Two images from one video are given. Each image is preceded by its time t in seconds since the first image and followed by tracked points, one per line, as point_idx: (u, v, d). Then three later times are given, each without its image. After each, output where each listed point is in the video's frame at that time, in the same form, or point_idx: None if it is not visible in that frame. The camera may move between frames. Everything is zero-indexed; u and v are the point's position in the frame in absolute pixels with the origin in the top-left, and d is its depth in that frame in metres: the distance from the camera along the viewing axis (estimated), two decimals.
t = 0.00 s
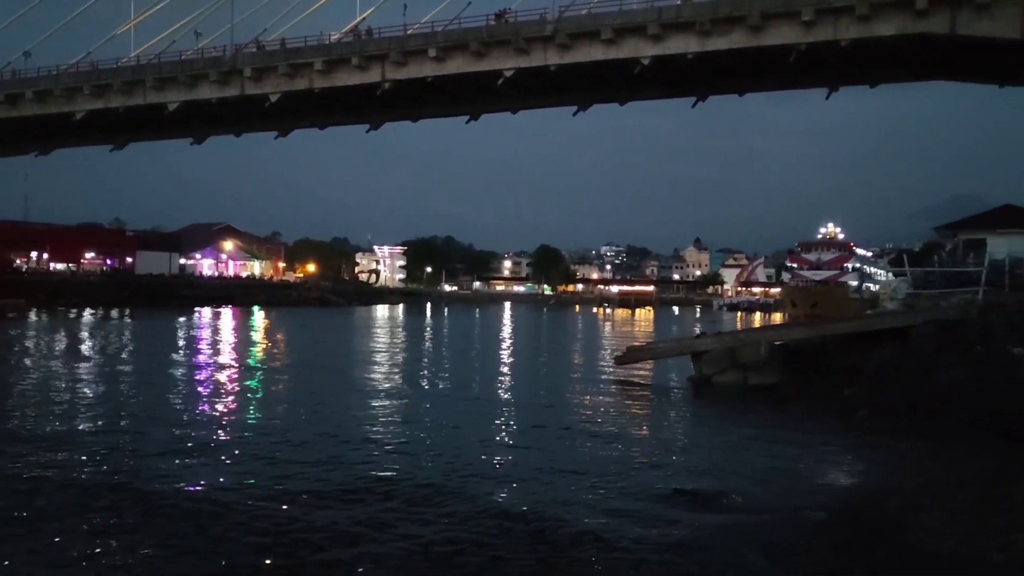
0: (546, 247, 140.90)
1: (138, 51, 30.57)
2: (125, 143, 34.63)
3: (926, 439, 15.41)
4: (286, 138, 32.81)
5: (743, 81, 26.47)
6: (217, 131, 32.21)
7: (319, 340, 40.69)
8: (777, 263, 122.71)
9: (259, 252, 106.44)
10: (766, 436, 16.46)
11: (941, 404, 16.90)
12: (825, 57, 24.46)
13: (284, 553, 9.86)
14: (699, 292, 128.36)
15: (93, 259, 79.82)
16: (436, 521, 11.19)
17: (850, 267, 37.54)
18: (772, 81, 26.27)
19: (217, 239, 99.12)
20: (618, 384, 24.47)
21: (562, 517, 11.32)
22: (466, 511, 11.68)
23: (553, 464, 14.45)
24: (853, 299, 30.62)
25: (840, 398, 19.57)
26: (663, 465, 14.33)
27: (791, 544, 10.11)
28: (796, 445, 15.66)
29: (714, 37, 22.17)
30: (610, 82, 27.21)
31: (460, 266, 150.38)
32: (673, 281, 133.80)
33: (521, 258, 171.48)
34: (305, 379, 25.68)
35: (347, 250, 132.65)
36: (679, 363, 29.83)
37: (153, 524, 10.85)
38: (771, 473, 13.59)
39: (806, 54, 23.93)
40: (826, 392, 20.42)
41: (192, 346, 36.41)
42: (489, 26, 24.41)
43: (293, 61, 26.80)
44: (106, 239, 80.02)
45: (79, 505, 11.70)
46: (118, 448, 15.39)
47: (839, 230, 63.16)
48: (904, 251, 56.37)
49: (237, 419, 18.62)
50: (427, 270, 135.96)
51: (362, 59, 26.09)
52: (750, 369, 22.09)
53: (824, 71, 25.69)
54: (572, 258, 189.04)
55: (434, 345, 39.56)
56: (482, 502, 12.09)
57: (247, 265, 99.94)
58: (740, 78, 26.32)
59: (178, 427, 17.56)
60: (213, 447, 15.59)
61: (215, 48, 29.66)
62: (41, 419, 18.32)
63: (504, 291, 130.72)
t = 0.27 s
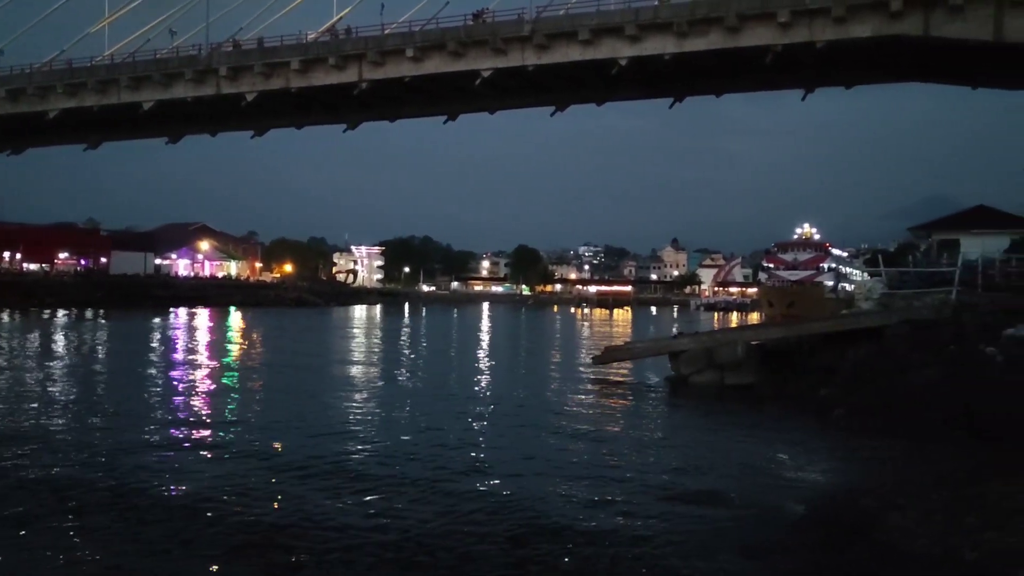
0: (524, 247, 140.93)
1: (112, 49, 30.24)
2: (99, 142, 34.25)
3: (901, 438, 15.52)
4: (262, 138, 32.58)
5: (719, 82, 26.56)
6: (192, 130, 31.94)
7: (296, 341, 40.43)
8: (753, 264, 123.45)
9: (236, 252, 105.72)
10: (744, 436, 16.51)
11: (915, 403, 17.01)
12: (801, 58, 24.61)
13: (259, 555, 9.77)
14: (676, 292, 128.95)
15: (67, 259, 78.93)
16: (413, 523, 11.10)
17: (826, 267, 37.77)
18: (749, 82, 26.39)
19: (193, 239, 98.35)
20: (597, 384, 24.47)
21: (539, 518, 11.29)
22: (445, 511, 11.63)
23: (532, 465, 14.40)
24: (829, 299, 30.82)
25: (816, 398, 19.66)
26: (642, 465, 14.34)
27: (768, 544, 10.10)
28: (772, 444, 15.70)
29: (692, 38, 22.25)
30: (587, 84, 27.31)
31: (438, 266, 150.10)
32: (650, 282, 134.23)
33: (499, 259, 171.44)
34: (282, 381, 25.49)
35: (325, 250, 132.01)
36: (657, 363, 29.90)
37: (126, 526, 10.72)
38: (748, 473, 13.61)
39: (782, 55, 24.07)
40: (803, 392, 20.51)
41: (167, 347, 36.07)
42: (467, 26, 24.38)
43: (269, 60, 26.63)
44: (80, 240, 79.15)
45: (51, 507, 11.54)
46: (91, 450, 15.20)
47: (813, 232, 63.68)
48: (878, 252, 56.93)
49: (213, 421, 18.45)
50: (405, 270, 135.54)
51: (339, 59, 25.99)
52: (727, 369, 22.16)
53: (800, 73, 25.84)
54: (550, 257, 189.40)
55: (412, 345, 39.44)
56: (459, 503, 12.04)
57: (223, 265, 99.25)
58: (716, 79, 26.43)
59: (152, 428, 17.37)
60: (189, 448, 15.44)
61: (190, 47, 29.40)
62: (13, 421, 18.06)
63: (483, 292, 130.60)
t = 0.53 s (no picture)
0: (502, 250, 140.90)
1: (85, 50, 29.94)
2: (72, 143, 33.88)
3: (874, 439, 15.62)
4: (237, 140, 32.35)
5: (695, 85, 26.68)
6: (166, 132, 31.67)
7: (273, 344, 40.17)
8: (729, 266, 124.14)
9: (211, 255, 104.96)
10: (719, 438, 16.56)
11: (888, 404, 17.13)
12: (776, 62, 24.76)
13: (231, 559, 9.67)
14: (653, 295, 129.44)
15: (39, 262, 78.02)
16: (386, 527, 10.99)
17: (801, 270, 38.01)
18: (724, 85, 26.52)
19: (168, 241, 97.53)
20: (574, 386, 24.48)
21: (514, 521, 11.26)
22: (419, 515, 11.57)
23: (509, 467, 14.38)
24: (804, 301, 31.03)
25: (791, 400, 19.75)
26: (618, 467, 14.35)
27: (742, 546, 10.08)
28: (748, 446, 15.74)
29: (667, 42, 22.36)
30: (564, 86, 27.34)
31: (415, 268, 149.78)
32: (627, 284, 134.59)
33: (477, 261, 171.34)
34: (257, 384, 25.31)
35: (301, 253, 131.33)
36: (633, 366, 29.97)
37: (96, 532, 10.59)
38: (723, 475, 13.61)
39: (757, 59, 24.22)
40: (778, 394, 20.61)
41: (141, 350, 35.73)
42: (443, 28, 24.39)
43: (244, 62, 26.48)
44: (53, 242, 78.28)
45: (19, 513, 11.38)
46: (62, 454, 15.01)
47: (788, 235, 64.09)
48: (853, 255, 57.50)
49: (187, 424, 18.29)
50: (382, 273, 135.09)
51: (315, 61, 25.88)
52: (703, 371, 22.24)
53: (775, 78, 26.01)
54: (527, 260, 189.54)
55: (388, 348, 39.34)
56: (434, 506, 11.98)
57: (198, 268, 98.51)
58: (692, 82, 26.55)
59: (124, 432, 17.20)
60: (163, 452, 15.28)
61: (165, 48, 29.17)
62: None
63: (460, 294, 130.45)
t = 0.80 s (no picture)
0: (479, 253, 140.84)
1: (59, 52, 29.66)
2: (44, 146, 33.53)
3: (848, 442, 15.77)
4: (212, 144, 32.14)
5: (671, 90, 26.82)
6: (141, 135, 31.42)
7: (248, 349, 39.89)
8: (705, 270, 124.81)
9: (186, 259, 104.11)
10: (695, 441, 16.65)
11: (862, 407, 17.29)
12: (751, 67, 24.97)
13: (207, 563, 9.62)
14: (630, 298, 129.84)
15: (11, 266, 77.06)
16: (363, 532, 10.92)
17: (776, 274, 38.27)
18: (700, 90, 26.69)
19: (142, 245, 96.66)
20: (551, 390, 24.51)
21: (491, 524, 11.27)
22: (397, 518, 11.55)
23: (486, 471, 14.38)
24: (779, 305, 31.26)
25: (767, 403, 19.86)
26: (595, 470, 14.39)
27: (719, 549, 10.10)
28: (724, 449, 15.81)
29: (644, 47, 22.61)
30: (541, 90, 27.41)
31: (392, 272, 149.38)
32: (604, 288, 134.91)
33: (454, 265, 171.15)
34: (233, 388, 25.14)
35: (277, 257, 130.60)
36: (611, 369, 30.07)
37: (71, 538, 10.49)
38: (700, 479, 13.64)
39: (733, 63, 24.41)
40: (754, 397, 20.76)
41: (114, 355, 35.36)
42: (420, 32, 24.35)
43: (220, 65, 26.40)
44: (25, 245, 77.37)
45: None
46: (34, 460, 14.84)
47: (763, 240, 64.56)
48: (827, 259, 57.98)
49: (162, 429, 18.13)
50: (359, 277, 134.60)
51: (291, 64, 25.73)
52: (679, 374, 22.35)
53: (751, 83, 26.21)
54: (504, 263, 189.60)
55: (365, 352, 39.20)
56: (411, 510, 11.96)
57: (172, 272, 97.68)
58: (668, 87, 26.69)
59: (98, 438, 17.03)
60: (138, 457, 15.15)
61: (140, 51, 29.00)
62: None
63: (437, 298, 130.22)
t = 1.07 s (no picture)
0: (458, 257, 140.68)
1: (33, 53, 29.36)
2: (18, 148, 33.15)
3: (825, 445, 15.82)
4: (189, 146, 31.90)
5: (650, 94, 26.91)
6: (116, 137, 31.17)
7: (225, 353, 39.57)
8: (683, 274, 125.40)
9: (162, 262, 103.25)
10: (673, 445, 16.64)
11: (838, 410, 17.37)
12: (728, 72, 25.10)
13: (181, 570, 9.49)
14: (608, 302, 130.23)
15: None
16: (339, 537, 10.80)
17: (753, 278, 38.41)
18: (678, 96, 26.80)
19: (118, 248, 95.78)
20: (530, 394, 24.46)
21: (468, 529, 11.20)
22: (373, 523, 11.46)
23: (464, 476, 14.30)
24: (756, 308, 31.39)
25: (744, 406, 19.90)
26: (572, 474, 14.34)
27: (698, 553, 10.06)
28: (702, 453, 15.82)
29: (622, 52, 23.89)
30: (519, 94, 27.43)
31: (371, 275, 148.90)
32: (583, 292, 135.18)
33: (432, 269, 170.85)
34: (209, 393, 24.91)
35: (255, 260, 129.83)
36: (589, 373, 30.08)
37: (41, 545, 10.32)
38: (677, 483, 13.62)
39: (710, 68, 24.53)
40: (731, 400, 20.79)
41: (89, 359, 34.95)
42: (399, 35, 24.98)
43: (196, 68, 26.33)
44: None
45: None
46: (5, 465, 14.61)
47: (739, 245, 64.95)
48: (803, 264, 58.37)
49: (136, 434, 17.90)
50: (337, 281, 134.04)
51: (269, 67, 25.77)
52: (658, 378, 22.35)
53: (728, 89, 26.35)
54: (483, 267, 189.54)
55: (343, 357, 39.03)
56: (388, 515, 11.88)
57: (148, 275, 96.84)
58: (646, 92, 26.81)
59: (70, 443, 16.78)
60: (111, 463, 14.94)
61: (117, 53, 28.86)
62: None
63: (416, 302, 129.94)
